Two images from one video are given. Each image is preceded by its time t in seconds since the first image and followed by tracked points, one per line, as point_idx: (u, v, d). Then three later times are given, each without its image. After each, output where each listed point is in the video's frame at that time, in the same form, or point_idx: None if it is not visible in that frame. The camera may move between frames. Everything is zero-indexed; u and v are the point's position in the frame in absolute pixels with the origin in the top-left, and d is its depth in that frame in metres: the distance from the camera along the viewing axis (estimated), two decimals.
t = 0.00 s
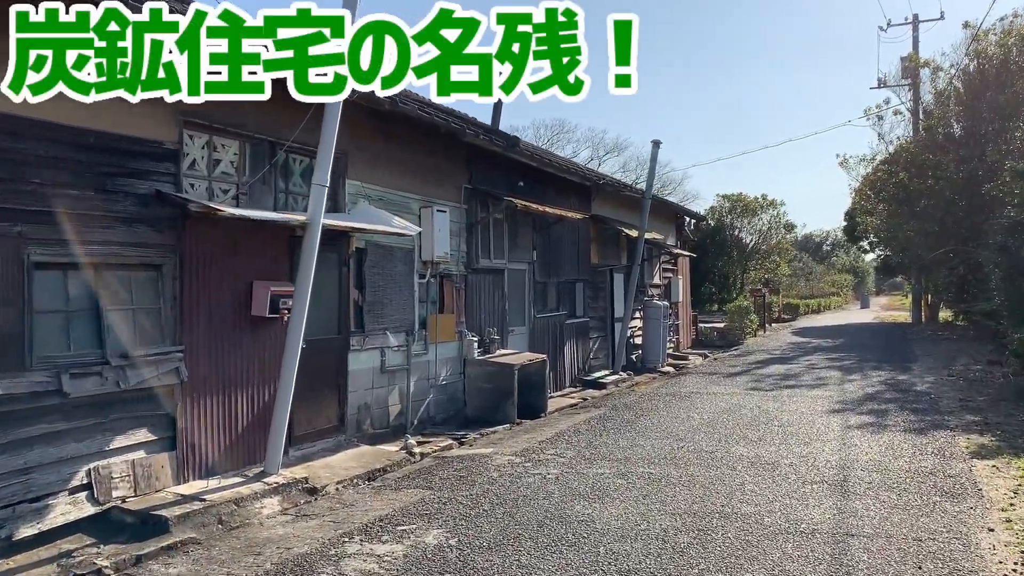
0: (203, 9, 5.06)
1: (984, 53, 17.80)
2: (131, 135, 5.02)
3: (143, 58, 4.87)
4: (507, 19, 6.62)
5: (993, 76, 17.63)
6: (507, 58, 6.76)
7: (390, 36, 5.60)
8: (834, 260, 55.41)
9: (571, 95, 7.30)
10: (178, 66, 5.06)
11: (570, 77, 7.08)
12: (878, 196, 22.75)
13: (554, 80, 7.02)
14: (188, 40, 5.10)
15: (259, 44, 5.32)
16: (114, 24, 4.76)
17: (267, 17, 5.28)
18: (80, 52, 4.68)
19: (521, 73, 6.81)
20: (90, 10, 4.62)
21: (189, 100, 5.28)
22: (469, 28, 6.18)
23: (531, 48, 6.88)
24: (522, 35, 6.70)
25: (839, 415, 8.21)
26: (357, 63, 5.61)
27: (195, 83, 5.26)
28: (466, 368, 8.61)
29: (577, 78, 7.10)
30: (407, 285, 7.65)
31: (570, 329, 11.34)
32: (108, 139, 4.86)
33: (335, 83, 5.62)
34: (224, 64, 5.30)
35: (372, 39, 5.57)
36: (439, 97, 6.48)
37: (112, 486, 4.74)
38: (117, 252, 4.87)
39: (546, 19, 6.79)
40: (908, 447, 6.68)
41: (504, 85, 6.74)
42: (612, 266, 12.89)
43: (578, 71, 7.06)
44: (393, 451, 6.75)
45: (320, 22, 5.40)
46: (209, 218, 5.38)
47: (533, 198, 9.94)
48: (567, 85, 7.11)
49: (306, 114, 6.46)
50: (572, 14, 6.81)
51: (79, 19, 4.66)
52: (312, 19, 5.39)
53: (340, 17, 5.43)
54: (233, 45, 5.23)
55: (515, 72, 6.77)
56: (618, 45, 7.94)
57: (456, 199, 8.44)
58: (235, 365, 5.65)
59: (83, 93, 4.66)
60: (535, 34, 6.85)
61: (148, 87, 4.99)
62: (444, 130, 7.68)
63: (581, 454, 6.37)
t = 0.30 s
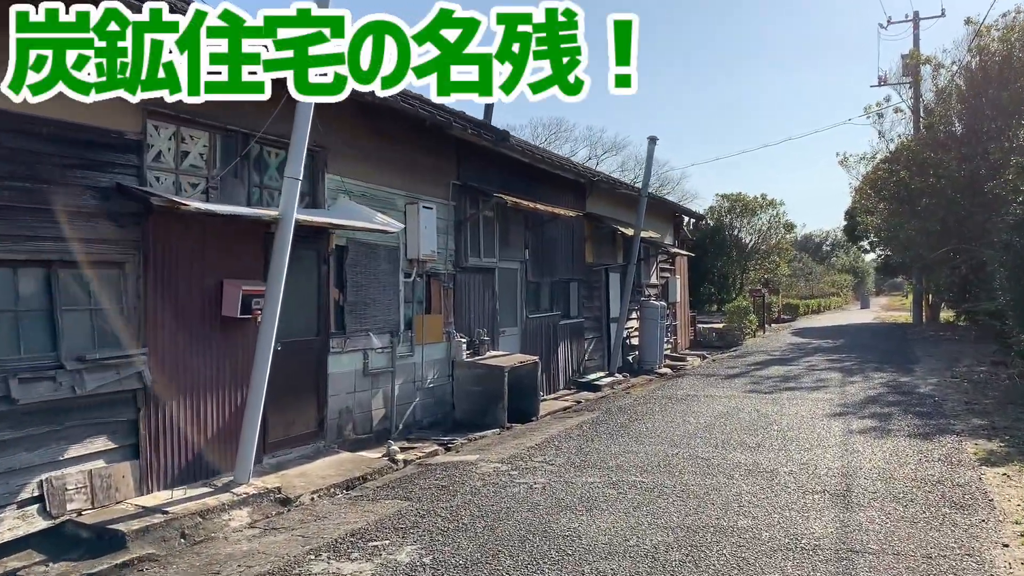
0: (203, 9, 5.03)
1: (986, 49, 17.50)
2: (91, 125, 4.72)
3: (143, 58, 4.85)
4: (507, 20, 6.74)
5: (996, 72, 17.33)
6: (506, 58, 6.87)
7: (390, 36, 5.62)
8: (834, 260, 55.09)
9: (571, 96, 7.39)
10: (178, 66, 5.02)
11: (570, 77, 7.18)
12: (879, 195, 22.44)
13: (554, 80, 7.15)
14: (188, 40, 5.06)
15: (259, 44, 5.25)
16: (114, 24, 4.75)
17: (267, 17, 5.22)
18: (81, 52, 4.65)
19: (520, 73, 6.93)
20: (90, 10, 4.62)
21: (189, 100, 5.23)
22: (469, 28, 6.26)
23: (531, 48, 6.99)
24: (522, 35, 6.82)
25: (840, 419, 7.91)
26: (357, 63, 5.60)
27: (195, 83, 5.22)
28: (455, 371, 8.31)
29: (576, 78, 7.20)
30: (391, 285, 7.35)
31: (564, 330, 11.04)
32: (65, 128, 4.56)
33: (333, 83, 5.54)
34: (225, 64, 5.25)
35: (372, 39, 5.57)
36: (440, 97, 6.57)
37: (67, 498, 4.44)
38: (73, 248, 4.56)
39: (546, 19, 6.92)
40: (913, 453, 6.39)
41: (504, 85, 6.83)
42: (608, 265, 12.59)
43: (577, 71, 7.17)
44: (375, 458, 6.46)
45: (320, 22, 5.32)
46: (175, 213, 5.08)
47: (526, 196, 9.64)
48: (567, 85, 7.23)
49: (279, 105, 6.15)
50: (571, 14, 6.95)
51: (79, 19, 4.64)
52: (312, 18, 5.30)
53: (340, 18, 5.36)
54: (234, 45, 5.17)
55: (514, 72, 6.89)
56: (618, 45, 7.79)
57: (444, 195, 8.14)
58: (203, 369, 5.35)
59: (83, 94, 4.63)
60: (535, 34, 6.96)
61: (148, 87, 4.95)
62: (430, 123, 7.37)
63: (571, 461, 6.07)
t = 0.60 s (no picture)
0: (203, 9, 4.86)
1: (990, 45, 17.18)
2: (42, 117, 4.40)
3: (143, 58, 4.75)
4: (507, 19, 6.58)
5: (1000, 69, 17.00)
6: (507, 58, 6.70)
7: (389, 36, 5.65)
8: (834, 260, 54.78)
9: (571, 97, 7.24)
10: (179, 67, 4.91)
11: (570, 77, 7.04)
12: (880, 194, 22.13)
13: (554, 80, 7.01)
14: (188, 40, 4.92)
15: (258, 44, 4.99)
16: (114, 24, 4.62)
17: (267, 17, 4.99)
18: (81, 52, 4.55)
19: (521, 73, 6.77)
20: (90, 10, 4.50)
21: (189, 100, 5.13)
22: (469, 28, 6.16)
23: (531, 48, 6.82)
24: (522, 35, 6.67)
25: (845, 427, 7.58)
26: (357, 64, 5.65)
27: (196, 83, 5.10)
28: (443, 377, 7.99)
29: (577, 78, 7.06)
30: (374, 288, 7.02)
31: (558, 334, 10.71)
32: (12, 121, 4.23)
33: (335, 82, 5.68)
34: (224, 65, 5.06)
35: (372, 39, 5.58)
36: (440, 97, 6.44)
37: (14, 520, 4.11)
38: (20, 250, 4.23)
39: (546, 19, 6.75)
40: (922, 464, 6.06)
41: (504, 85, 6.69)
42: (604, 266, 12.26)
43: (578, 71, 7.01)
44: (355, 471, 6.14)
45: (320, 22, 5.14)
46: (136, 212, 4.76)
47: (518, 195, 9.30)
48: (567, 85, 7.07)
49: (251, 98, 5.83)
50: (572, 14, 6.78)
51: (79, 19, 4.53)
52: (312, 19, 5.11)
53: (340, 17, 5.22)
54: (233, 45, 4.98)
55: (515, 72, 6.73)
56: (618, 46, 7.57)
57: (431, 194, 7.82)
58: (166, 379, 5.02)
59: (83, 94, 4.56)
60: (535, 34, 6.80)
61: (148, 87, 4.85)
62: (415, 118, 7.05)
63: (561, 475, 5.75)
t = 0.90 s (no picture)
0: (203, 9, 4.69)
1: (993, 40, 16.86)
2: None
3: (143, 58, 4.63)
4: (507, 19, 6.32)
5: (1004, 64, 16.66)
6: (507, 58, 6.44)
7: (390, 37, 5.51)
8: (834, 259, 54.45)
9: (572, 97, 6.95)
10: (179, 67, 4.76)
11: (570, 78, 6.76)
12: (881, 192, 21.79)
13: (554, 81, 6.71)
14: (188, 40, 4.74)
15: (258, 44, 4.87)
16: (114, 24, 4.50)
17: (267, 17, 4.90)
18: (81, 52, 4.44)
19: (521, 73, 6.49)
20: (90, 10, 4.40)
21: (189, 101, 4.93)
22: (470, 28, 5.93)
23: (531, 48, 6.55)
24: (523, 35, 6.41)
25: (849, 433, 7.24)
26: (357, 63, 5.52)
27: (196, 83, 4.87)
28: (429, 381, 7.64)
29: (578, 78, 6.77)
30: (355, 288, 6.68)
31: (551, 335, 10.37)
32: None
33: (334, 83, 5.55)
34: (224, 65, 4.79)
35: (372, 39, 5.45)
36: (440, 98, 6.21)
37: None
38: None
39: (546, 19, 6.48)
40: (932, 474, 5.71)
41: (504, 85, 6.43)
42: (599, 266, 11.91)
43: (580, 72, 6.74)
44: (332, 483, 5.80)
45: (320, 23, 5.09)
46: (88, 206, 4.42)
47: (508, 192, 8.94)
48: (567, 86, 6.79)
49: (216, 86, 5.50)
50: (573, 14, 6.50)
51: (79, 19, 4.42)
52: (312, 19, 5.06)
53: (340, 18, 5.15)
54: (234, 45, 4.79)
55: (515, 72, 6.46)
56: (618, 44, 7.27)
57: (417, 190, 7.48)
58: (123, 386, 4.67)
59: (83, 94, 4.49)
60: (534, 34, 6.54)
61: (148, 87, 4.74)
62: (396, 109, 6.68)
63: (549, 486, 5.40)
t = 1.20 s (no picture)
0: (203, 8, 4.57)
1: (994, 36, 16.58)
2: None
3: (143, 58, 4.50)
4: (507, 19, 6.15)
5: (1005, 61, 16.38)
6: (507, 58, 6.28)
7: (390, 36, 5.53)
8: (833, 260, 54.20)
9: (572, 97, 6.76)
10: (179, 67, 4.54)
11: (570, 77, 6.56)
12: (881, 192, 21.50)
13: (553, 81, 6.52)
14: (188, 39, 4.62)
15: (258, 44, 4.94)
16: (114, 24, 4.40)
17: (267, 17, 4.97)
18: (81, 52, 4.36)
19: (520, 73, 6.33)
20: (90, 10, 4.31)
21: (189, 104, 4.45)
22: (469, 29, 5.79)
23: (531, 48, 6.37)
24: (522, 35, 6.22)
25: (849, 440, 6.93)
26: (357, 63, 5.55)
27: (194, 83, 4.46)
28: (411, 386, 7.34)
29: (577, 78, 6.57)
30: (331, 289, 6.38)
31: (542, 338, 10.07)
32: None
33: (334, 83, 5.58)
34: (224, 65, 4.79)
35: (372, 39, 5.48)
36: (439, 98, 6.11)
37: None
38: None
39: (546, 18, 6.28)
40: (935, 485, 5.40)
41: (504, 85, 6.26)
42: (592, 266, 11.62)
43: (581, 72, 6.55)
44: (303, 495, 5.50)
45: (320, 22, 5.17)
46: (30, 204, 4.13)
47: (495, 190, 8.63)
48: (568, 86, 6.61)
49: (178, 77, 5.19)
50: (573, 14, 6.30)
51: (79, 19, 4.33)
52: (312, 19, 5.14)
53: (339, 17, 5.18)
54: (234, 45, 4.76)
55: (515, 72, 6.31)
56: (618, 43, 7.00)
57: (398, 188, 7.19)
58: (70, 396, 4.36)
59: (83, 94, 4.45)
60: (534, 33, 6.34)
61: (148, 87, 4.59)
62: (373, 102, 6.39)
63: (531, 500, 5.10)
